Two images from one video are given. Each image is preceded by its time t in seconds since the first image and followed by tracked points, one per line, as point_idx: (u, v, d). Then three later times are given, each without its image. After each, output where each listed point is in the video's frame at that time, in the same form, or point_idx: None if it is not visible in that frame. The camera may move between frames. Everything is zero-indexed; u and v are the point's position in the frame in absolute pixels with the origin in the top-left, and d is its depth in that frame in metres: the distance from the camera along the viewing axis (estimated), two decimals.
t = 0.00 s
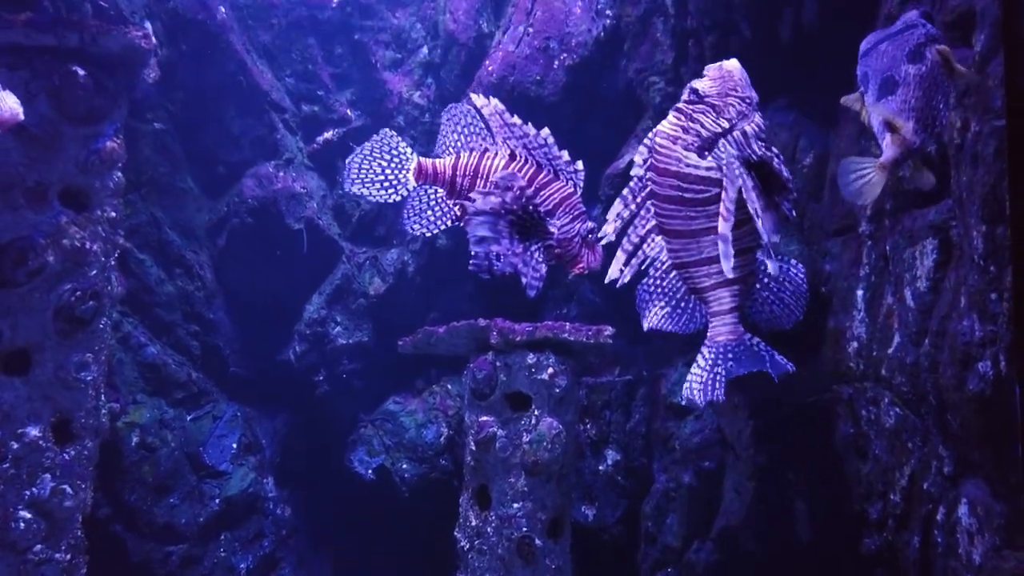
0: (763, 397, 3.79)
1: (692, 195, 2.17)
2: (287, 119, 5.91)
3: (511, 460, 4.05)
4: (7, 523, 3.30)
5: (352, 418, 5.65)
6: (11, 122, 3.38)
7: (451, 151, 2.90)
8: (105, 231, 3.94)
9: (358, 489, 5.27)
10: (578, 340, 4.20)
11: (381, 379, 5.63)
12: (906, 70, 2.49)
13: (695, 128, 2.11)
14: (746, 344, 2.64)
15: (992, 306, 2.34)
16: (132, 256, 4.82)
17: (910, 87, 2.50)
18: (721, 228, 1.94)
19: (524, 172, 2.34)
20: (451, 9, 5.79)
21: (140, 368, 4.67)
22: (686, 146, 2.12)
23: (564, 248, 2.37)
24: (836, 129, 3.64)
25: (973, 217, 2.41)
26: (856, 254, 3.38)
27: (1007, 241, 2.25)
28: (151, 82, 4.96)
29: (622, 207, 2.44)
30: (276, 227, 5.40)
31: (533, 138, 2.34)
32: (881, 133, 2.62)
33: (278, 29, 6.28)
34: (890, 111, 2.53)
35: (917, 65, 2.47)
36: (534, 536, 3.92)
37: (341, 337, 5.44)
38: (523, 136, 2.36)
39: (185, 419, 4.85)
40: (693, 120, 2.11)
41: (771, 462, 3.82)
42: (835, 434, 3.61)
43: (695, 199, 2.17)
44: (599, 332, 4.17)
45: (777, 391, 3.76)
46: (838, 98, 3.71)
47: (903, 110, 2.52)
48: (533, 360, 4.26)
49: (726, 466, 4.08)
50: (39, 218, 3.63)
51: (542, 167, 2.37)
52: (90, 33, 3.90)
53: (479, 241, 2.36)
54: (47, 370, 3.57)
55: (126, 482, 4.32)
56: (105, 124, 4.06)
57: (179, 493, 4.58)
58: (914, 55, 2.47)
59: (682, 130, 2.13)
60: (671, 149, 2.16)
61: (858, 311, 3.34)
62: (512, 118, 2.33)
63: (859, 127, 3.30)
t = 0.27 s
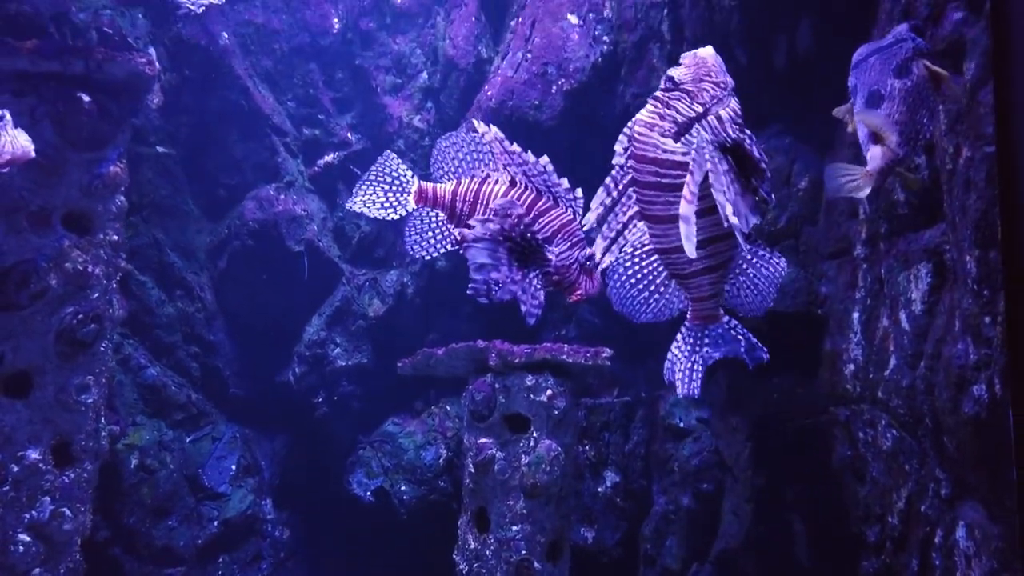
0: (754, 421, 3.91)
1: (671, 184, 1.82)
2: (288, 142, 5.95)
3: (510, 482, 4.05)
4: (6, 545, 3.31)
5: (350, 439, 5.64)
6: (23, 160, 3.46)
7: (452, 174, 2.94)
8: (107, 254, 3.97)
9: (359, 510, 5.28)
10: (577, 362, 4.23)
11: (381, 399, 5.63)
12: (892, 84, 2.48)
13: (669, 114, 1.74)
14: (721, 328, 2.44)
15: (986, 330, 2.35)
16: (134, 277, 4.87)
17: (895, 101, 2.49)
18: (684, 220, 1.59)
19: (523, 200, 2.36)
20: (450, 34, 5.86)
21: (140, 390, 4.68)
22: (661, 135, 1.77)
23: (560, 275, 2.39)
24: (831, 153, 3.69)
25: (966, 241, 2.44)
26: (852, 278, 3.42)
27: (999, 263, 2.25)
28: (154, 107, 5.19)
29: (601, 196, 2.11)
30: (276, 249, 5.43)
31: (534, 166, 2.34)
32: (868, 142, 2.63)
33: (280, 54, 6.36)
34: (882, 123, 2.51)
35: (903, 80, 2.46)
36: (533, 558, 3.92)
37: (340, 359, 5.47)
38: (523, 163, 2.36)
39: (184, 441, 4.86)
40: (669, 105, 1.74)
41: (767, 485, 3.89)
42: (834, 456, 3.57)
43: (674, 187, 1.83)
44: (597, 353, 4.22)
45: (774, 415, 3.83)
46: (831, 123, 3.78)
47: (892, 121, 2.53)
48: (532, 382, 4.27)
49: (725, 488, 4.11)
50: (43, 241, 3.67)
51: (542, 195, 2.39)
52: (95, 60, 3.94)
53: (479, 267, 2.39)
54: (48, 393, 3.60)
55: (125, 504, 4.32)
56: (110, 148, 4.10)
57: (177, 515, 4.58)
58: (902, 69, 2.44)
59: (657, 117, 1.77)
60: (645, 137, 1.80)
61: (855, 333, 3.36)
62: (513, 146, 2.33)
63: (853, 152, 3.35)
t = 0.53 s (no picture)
0: (754, 438, 3.92)
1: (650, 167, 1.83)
2: (291, 162, 6.01)
3: (511, 500, 4.05)
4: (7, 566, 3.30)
5: (351, 457, 5.67)
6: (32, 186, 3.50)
7: (455, 195, 2.95)
8: (109, 274, 4.02)
9: (360, 530, 5.28)
10: (577, 380, 4.27)
11: (382, 417, 5.65)
12: (881, 91, 2.51)
13: (648, 97, 1.76)
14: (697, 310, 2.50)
15: (984, 347, 2.35)
16: (136, 297, 4.89)
17: (882, 108, 2.52)
18: (649, 194, 1.60)
19: (524, 221, 2.38)
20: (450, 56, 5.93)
21: (141, 409, 4.68)
22: (641, 118, 1.79)
23: (562, 294, 2.41)
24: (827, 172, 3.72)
25: (963, 259, 2.46)
26: (850, 296, 3.42)
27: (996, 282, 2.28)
28: (158, 128, 5.18)
29: (589, 178, 2.12)
30: (276, 267, 5.46)
31: (535, 188, 2.34)
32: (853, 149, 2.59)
33: (282, 76, 6.45)
34: (868, 128, 2.47)
35: (893, 86, 2.46)
36: None
37: (341, 377, 5.49)
38: (524, 184, 2.35)
39: (184, 460, 4.86)
40: (647, 88, 1.76)
41: (767, 503, 3.88)
42: (834, 473, 3.58)
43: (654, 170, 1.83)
44: (597, 371, 4.27)
45: (774, 432, 3.83)
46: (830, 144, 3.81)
47: (877, 128, 2.51)
48: (532, 400, 4.30)
49: (726, 506, 4.08)
50: (46, 262, 3.71)
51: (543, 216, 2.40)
52: (99, 83, 4.02)
53: (479, 287, 2.40)
54: (50, 413, 3.62)
55: (125, 524, 4.30)
56: (113, 170, 4.16)
57: (178, 535, 4.56)
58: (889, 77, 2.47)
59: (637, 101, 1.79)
60: (628, 121, 1.82)
61: (855, 351, 3.36)
62: (514, 168, 2.33)
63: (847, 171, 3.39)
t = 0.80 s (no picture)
0: (756, 454, 3.92)
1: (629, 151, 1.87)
2: (292, 180, 6.08)
3: (513, 517, 4.05)
4: None
5: (354, 473, 5.66)
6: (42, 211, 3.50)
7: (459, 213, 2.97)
8: (114, 293, 4.10)
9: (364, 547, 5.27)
10: (579, 396, 4.27)
11: (386, 429, 5.64)
12: (870, 96, 2.51)
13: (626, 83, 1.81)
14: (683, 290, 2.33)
15: (983, 361, 2.37)
16: (140, 315, 4.91)
17: (870, 113, 2.55)
18: (627, 180, 1.64)
19: (527, 238, 2.42)
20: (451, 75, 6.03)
21: (144, 427, 4.70)
22: (618, 105, 1.84)
23: (564, 312, 2.37)
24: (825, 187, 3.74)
25: (961, 273, 2.47)
26: (850, 310, 3.44)
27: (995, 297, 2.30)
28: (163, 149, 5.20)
29: (577, 162, 2.15)
30: (278, 286, 5.50)
31: (536, 205, 2.40)
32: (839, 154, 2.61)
33: (285, 96, 6.48)
34: (856, 132, 2.50)
35: (882, 91, 2.50)
36: None
37: (343, 395, 5.52)
38: (527, 202, 2.41)
39: (187, 478, 4.86)
40: (624, 75, 1.83)
41: (770, 518, 3.87)
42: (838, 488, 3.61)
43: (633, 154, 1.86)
44: (599, 388, 4.25)
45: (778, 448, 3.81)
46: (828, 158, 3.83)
47: (863, 133, 2.54)
48: (535, 416, 4.30)
49: (730, 521, 4.07)
50: (52, 281, 3.74)
51: (546, 234, 2.43)
52: (104, 104, 4.03)
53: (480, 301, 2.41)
54: (55, 432, 3.68)
55: (129, 542, 4.31)
56: (117, 190, 4.20)
57: (181, 554, 4.56)
58: (877, 82, 2.50)
59: (616, 87, 1.84)
60: (607, 108, 1.87)
61: (855, 365, 3.38)
62: (518, 186, 2.38)
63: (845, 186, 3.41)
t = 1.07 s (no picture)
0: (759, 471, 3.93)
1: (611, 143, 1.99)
2: (298, 202, 6.16)
3: (519, 537, 4.10)
4: None
5: (360, 492, 5.67)
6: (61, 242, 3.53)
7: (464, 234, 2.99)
8: (122, 315, 4.16)
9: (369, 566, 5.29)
10: (584, 415, 4.28)
11: (393, 448, 5.61)
12: (862, 105, 2.57)
13: (598, 82, 1.91)
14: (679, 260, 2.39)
15: (986, 379, 2.38)
16: (148, 337, 4.95)
17: (863, 121, 2.60)
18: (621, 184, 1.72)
19: (532, 258, 2.44)
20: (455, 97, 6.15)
21: (151, 448, 4.73)
22: (597, 103, 1.94)
23: (569, 332, 2.39)
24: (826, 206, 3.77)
25: (962, 292, 2.48)
26: (853, 328, 3.46)
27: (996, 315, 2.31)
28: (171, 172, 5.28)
29: (563, 153, 2.27)
30: (285, 308, 5.58)
31: (541, 226, 2.47)
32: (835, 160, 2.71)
33: (291, 119, 6.56)
34: (848, 142, 2.60)
35: (874, 101, 2.55)
36: None
37: (349, 415, 5.57)
38: (532, 223, 2.47)
39: (193, 499, 4.88)
40: (599, 74, 1.91)
41: (777, 537, 3.88)
42: (842, 507, 3.63)
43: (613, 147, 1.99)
44: (603, 406, 4.26)
45: (783, 466, 3.84)
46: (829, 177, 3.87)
47: (855, 143, 2.63)
48: (540, 435, 4.33)
49: (736, 541, 4.03)
50: (60, 303, 3.79)
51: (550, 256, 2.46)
52: (115, 129, 4.15)
53: (486, 321, 2.43)
54: (63, 453, 3.73)
55: (135, 563, 4.32)
56: (127, 213, 4.26)
57: None
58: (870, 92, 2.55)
59: (591, 85, 1.93)
60: (587, 104, 1.97)
61: (858, 383, 3.39)
62: (522, 207, 2.43)
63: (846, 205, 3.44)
